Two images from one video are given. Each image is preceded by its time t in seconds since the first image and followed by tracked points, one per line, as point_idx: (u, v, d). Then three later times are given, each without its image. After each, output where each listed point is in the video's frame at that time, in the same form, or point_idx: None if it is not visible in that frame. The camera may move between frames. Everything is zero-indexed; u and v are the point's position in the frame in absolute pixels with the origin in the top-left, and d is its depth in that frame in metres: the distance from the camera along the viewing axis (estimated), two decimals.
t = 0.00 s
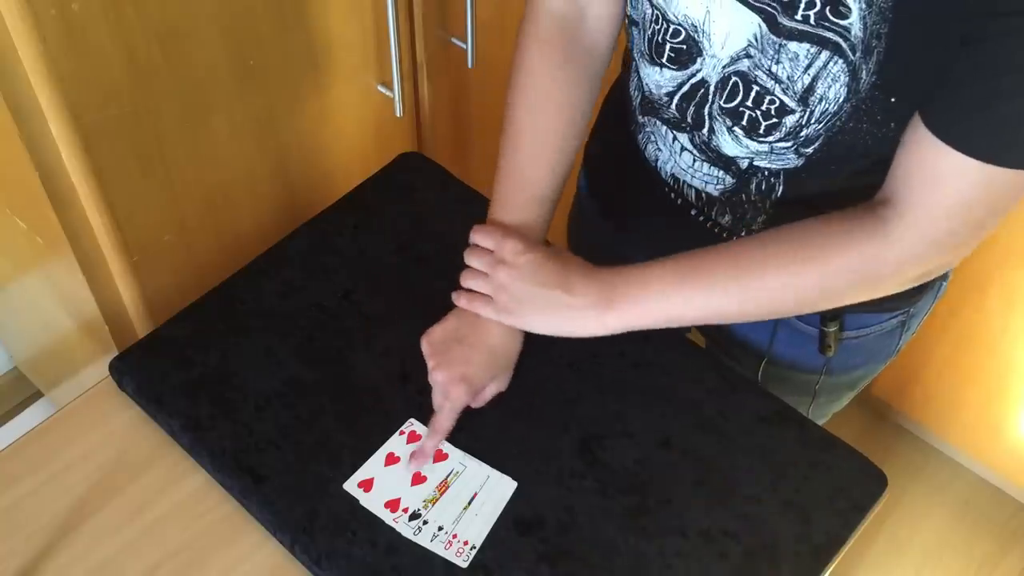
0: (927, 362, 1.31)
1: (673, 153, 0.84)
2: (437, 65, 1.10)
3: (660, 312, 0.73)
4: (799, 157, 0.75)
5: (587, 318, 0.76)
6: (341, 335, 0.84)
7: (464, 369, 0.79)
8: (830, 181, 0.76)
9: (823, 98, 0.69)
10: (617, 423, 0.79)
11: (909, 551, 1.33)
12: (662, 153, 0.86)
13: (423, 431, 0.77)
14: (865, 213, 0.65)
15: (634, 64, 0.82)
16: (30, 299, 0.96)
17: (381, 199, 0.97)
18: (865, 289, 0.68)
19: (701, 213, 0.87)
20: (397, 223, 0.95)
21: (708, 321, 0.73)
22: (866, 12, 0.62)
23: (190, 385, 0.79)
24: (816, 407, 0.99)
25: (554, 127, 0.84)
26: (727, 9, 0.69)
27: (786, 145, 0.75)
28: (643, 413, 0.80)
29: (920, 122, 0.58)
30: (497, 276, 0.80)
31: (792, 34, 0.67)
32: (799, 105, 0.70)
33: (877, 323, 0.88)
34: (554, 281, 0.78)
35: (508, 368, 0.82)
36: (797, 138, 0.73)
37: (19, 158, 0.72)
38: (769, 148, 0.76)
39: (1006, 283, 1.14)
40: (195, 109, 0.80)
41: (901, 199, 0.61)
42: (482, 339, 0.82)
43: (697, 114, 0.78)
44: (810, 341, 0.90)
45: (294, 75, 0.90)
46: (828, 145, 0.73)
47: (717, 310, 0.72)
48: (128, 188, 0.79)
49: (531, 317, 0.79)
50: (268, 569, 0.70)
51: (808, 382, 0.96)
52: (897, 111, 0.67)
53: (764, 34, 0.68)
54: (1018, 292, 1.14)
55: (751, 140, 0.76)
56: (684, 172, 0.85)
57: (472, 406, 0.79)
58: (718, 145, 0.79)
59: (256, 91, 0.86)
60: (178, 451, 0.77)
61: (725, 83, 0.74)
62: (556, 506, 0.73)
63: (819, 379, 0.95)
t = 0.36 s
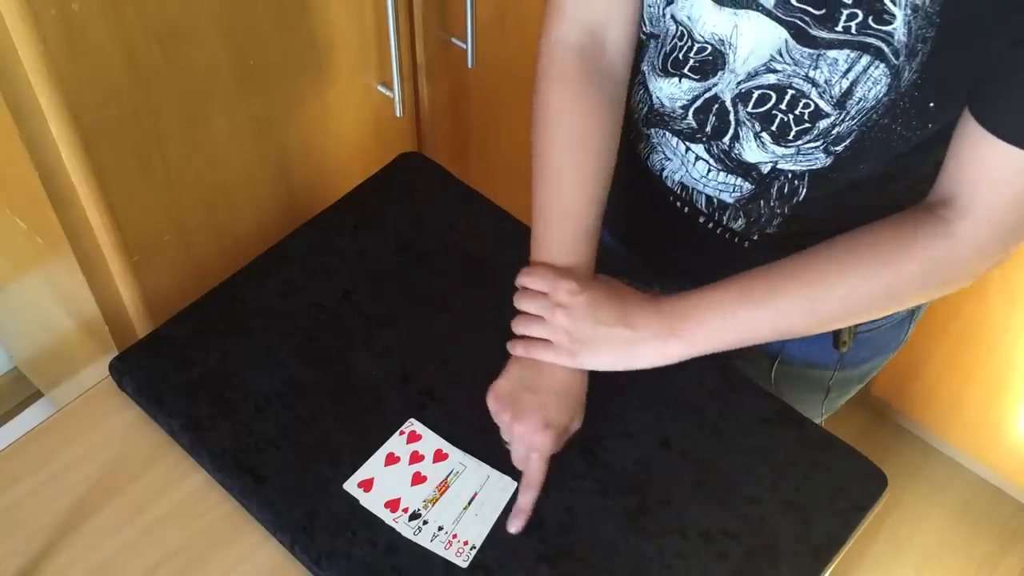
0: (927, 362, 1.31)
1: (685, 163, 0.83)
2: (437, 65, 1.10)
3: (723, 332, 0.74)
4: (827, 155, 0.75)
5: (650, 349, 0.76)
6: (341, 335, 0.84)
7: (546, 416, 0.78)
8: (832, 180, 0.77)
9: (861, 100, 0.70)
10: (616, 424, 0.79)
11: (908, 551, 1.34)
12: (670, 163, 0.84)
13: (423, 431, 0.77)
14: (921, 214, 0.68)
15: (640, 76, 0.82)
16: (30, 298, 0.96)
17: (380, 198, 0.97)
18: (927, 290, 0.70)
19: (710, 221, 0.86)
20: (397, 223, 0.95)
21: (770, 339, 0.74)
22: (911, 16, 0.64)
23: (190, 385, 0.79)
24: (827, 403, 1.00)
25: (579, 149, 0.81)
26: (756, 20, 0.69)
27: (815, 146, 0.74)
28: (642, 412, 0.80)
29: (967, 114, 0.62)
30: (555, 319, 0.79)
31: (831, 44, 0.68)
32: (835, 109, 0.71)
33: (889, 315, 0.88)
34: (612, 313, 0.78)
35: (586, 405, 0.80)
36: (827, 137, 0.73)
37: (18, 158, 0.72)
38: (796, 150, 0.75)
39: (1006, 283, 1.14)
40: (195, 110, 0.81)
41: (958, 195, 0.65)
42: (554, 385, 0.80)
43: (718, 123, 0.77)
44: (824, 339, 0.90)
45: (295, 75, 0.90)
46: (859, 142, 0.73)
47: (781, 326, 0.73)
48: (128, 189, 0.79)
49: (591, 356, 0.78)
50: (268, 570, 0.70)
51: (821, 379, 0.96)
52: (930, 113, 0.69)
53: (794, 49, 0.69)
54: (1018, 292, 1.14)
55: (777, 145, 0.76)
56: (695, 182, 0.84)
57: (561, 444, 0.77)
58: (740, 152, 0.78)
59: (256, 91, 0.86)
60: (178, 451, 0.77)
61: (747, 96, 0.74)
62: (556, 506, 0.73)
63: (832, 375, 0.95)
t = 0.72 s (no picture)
0: (926, 362, 1.31)
1: (665, 160, 0.83)
2: (437, 64, 1.10)
3: (689, 316, 0.75)
4: (805, 155, 0.75)
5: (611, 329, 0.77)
6: (341, 335, 0.84)
7: (497, 386, 0.79)
8: (808, 180, 0.77)
9: (838, 101, 0.70)
10: (616, 423, 0.79)
11: (908, 551, 1.34)
12: (652, 160, 0.84)
13: (422, 431, 0.77)
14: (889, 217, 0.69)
15: (626, 71, 0.82)
16: (30, 299, 0.96)
17: (380, 198, 0.97)
18: (879, 296, 0.72)
19: (692, 219, 0.86)
20: (397, 223, 0.95)
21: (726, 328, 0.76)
22: (888, 20, 0.64)
23: (190, 385, 0.79)
24: (809, 410, 0.99)
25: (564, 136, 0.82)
26: (736, 15, 0.70)
27: (793, 145, 0.74)
28: (642, 412, 0.80)
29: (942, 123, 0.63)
30: (518, 293, 0.80)
31: (809, 44, 0.68)
32: (812, 110, 0.71)
33: (869, 320, 0.88)
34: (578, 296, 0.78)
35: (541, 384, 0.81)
36: (804, 137, 0.73)
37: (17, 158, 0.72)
38: (774, 149, 0.75)
39: (1005, 283, 1.14)
40: (195, 110, 0.81)
41: (926, 200, 0.66)
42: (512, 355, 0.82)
43: (697, 120, 0.77)
44: (804, 343, 0.90)
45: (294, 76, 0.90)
46: (836, 141, 0.73)
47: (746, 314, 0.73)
48: (128, 189, 0.79)
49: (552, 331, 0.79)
50: (268, 570, 0.70)
51: (803, 385, 0.96)
52: (909, 116, 0.68)
53: (773, 46, 0.69)
54: (1017, 292, 1.14)
55: (755, 144, 0.76)
56: (677, 179, 0.83)
57: (508, 424, 0.78)
58: (718, 151, 0.78)
59: (256, 91, 0.86)
60: (178, 451, 0.77)
61: (726, 92, 0.74)
62: (556, 506, 0.73)
63: (813, 381, 0.95)
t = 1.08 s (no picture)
0: (926, 361, 1.31)
1: (632, 149, 0.84)
2: (437, 64, 1.10)
3: (604, 293, 0.74)
4: (748, 152, 0.75)
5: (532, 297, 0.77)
6: (341, 335, 0.84)
7: (417, 332, 0.81)
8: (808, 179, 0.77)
9: (770, 94, 0.69)
10: (617, 423, 0.79)
11: (909, 551, 1.34)
12: (622, 149, 0.86)
13: (423, 431, 0.77)
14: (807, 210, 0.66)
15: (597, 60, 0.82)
16: (30, 299, 0.96)
17: (380, 198, 0.97)
18: (790, 293, 0.70)
19: (662, 210, 0.88)
20: (397, 223, 0.95)
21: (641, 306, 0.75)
22: (809, 12, 0.62)
23: (190, 385, 0.79)
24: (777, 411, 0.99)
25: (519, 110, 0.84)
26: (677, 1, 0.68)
27: (734, 143, 0.75)
28: (643, 412, 0.80)
29: (858, 134, 0.59)
30: (448, 246, 0.81)
31: (738, 32, 0.67)
32: (747, 103, 0.70)
33: (836, 326, 0.88)
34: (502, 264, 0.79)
35: (463, 340, 0.84)
36: (745, 135, 0.73)
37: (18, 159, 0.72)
38: (716, 149, 0.76)
39: (1005, 282, 1.14)
40: (194, 110, 0.80)
41: (837, 202, 0.62)
42: (440, 306, 0.84)
43: (652, 110, 0.78)
44: (770, 343, 0.90)
45: (293, 76, 0.90)
46: (775, 138, 0.72)
47: (661, 298, 0.72)
48: (127, 189, 0.79)
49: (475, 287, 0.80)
50: (267, 569, 0.70)
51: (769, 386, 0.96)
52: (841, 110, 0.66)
53: (712, 32, 0.68)
54: (1017, 290, 1.14)
55: (698, 139, 0.76)
56: (644, 168, 0.85)
57: (426, 374, 0.81)
58: (670, 143, 0.79)
59: (255, 90, 0.86)
60: (178, 450, 0.77)
61: (676, 79, 0.73)
62: (556, 506, 0.73)
63: (780, 382, 0.95)
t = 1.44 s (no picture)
0: (926, 361, 1.31)
1: (638, 156, 0.84)
2: (437, 64, 1.10)
3: (623, 303, 0.74)
4: (756, 157, 0.75)
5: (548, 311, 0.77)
6: (341, 335, 0.84)
7: (434, 345, 0.81)
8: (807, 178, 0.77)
9: (775, 95, 0.68)
10: (617, 423, 0.79)
11: (909, 551, 1.34)
12: (628, 157, 0.86)
13: (423, 431, 0.77)
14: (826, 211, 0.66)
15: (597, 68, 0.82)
16: (31, 299, 0.96)
17: (379, 198, 0.97)
18: (813, 295, 0.69)
19: (670, 217, 0.88)
20: (397, 223, 0.95)
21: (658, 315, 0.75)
22: (811, 7, 0.62)
23: (190, 385, 0.79)
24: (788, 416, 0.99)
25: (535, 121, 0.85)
26: (679, 4, 0.68)
27: (742, 147, 0.75)
28: (643, 412, 0.80)
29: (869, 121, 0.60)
30: (465, 260, 0.81)
31: (741, 29, 0.66)
32: (753, 103, 0.70)
33: (847, 328, 0.88)
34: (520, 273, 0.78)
35: (483, 356, 0.83)
36: (752, 139, 0.73)
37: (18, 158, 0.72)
38: (726, 149, 0.76)
39: (1006, 282, 1.14)
40: (194, 110, 0.80)
41: (857, 201, 0.62)
42: (459, 321, 0.83)
43: (656, 115, 0.78)
44: (782, 348, 0.90)
45: (292, 77, 0.90)
46: (783, 142, 0.72)
47: (682, 305, 0.72)
48: (128, 189, 0.79)
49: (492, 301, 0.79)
50: (267, 569, 0.70)
51: (780, 391, 0.96)
52: (847, 106, 0.66)
53: (714, 32, 0.68)
54: (1018, 290, 1.14)
55: (707, 140, 0.76)
56: (650, 175, 0.85)
57: (447, 389, 0.80)
58: (678, 147, 0.79)
59: (255, 90, 0.86)
60: (178, 450, 0.77)
61: (679, 82, 0.73)
62: (556, 506, 0.73)
63: (791, 386, 0.95)
